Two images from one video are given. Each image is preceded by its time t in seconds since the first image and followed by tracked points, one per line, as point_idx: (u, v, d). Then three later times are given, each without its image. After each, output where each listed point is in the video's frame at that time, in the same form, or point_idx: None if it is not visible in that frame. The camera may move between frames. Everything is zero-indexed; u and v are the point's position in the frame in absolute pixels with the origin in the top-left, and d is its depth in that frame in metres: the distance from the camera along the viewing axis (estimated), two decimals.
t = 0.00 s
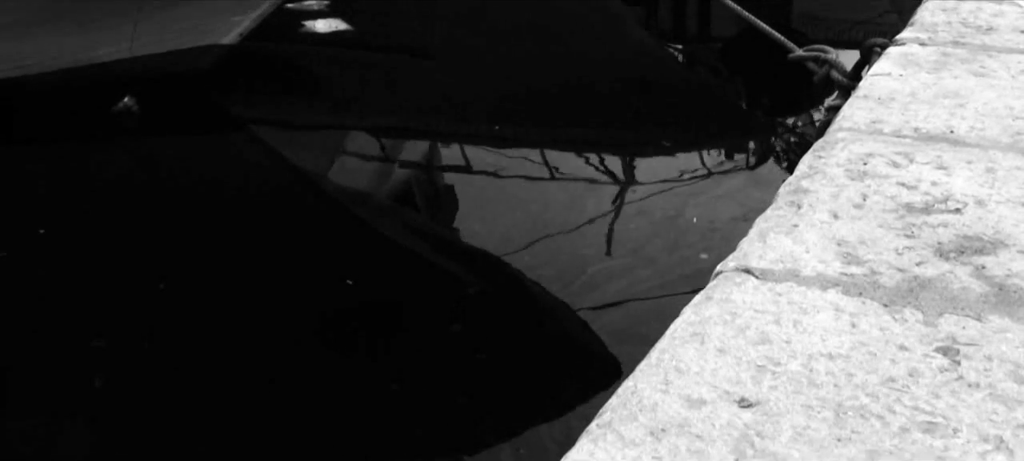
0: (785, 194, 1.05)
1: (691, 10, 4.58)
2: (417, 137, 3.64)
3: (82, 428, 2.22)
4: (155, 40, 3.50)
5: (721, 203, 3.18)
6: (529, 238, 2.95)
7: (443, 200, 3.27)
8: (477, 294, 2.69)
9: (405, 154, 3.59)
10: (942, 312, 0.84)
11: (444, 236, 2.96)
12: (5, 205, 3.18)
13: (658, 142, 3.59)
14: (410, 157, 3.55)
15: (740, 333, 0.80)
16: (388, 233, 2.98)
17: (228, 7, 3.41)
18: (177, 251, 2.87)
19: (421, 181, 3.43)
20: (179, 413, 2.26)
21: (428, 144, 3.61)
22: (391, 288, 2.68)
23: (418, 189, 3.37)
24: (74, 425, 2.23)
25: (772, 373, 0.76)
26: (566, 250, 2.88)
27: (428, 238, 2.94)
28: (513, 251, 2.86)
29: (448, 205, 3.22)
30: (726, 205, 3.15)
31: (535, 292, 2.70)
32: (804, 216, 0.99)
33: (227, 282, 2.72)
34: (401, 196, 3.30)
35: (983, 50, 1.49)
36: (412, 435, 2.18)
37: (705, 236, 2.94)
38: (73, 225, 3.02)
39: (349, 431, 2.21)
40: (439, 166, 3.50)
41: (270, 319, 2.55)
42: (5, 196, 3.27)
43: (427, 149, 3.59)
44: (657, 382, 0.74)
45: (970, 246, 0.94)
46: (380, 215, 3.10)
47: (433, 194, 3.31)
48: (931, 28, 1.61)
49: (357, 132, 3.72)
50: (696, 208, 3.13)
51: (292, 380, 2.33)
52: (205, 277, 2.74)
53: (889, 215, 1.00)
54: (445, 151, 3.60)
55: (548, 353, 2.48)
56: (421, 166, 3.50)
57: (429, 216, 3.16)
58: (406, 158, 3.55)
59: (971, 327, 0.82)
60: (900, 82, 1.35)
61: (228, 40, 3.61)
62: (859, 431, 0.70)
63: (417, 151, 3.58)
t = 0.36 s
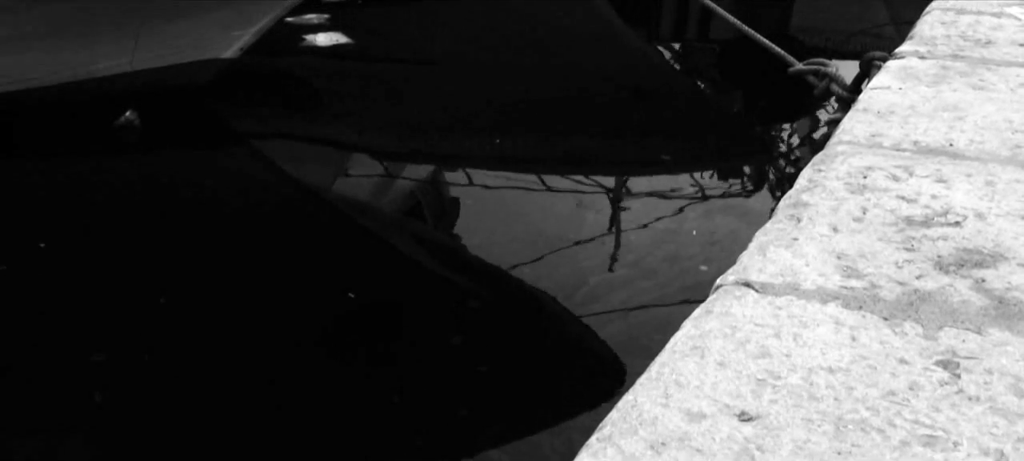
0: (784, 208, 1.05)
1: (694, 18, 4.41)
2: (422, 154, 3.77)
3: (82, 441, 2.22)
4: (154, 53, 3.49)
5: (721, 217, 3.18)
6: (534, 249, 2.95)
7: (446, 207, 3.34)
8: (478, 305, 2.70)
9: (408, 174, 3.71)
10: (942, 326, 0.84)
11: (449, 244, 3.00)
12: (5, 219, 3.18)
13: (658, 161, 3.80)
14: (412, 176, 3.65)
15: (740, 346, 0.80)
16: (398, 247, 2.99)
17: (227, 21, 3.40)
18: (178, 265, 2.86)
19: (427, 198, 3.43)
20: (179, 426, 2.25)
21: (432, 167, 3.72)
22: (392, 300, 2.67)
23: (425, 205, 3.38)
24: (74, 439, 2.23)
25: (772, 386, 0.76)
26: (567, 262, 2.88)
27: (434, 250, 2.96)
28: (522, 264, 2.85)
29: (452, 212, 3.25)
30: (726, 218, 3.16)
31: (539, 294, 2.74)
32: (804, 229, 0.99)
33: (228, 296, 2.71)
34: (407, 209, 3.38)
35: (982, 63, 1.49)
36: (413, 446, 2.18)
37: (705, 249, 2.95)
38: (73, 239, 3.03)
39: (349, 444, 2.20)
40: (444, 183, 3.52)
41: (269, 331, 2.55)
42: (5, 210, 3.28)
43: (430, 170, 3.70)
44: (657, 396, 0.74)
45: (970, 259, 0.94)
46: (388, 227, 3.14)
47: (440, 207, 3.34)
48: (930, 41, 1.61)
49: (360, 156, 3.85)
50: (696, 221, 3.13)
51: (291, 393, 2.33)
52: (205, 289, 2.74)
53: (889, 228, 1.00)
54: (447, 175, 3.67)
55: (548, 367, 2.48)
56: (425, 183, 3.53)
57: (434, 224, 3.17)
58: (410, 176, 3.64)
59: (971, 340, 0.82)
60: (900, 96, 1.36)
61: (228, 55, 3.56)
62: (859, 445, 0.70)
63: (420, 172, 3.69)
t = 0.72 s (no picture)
0: (784, 220, 1.05)
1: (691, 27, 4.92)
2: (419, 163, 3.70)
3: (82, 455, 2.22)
4: (154, 65, 3.52)
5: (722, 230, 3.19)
6: (534, 261, 2.95)
7: (447, 224, 3.29)
8: (479, 318, 2.70)
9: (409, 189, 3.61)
10: (942, 338, 0.84)
11: (450, 256, 2.99)
12: (5, 232, 3.18)
13: (659, 169, 3.71)
14: (413, 192, 3.58)
15: (740, 359, 0.80)
16: (396, 258, 2.97)
17: (229, 34, 3.48)
18: (180, 278, 2.85)
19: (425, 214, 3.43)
20: (179, 441, 2.25)
21: (433, 177, 3.66)
22: (391, 313, 2.67)
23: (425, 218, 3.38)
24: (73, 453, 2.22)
25: (772, 399, 0.76)
26: (567, 275, 2.88)
27: (435, 261, 2.96)
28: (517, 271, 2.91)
29: (451, 227, 3.24)
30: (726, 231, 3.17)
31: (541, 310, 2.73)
32: (804, 241, 0.99)
33: (229, 311, 2.70)
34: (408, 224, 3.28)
35: (981, 75, 1.50)
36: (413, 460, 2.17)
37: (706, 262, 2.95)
38: (74, 251, 3.03)
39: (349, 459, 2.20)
40: (444, 198, 3.53)
41: (269, 345, 2.55)
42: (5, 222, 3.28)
43: (430, 184, 3.62)
44: (657, 408, 0.74)
45: (969, 271, 0.94)
46: (388, 240, 3.11)
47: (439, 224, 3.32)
48: (929, 53, 1.62)
49: (361, 162, 3.76)
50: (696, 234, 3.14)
51: (291, 408, 2.33)
52: (205, 303, 2.74)
53: (888, 241, 1.00)
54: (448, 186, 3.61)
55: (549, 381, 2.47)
56: (426, 199, 3.53)
57: (434, 240, 3.15)
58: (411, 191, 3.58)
59: (971, 353, 0.82)
60: (899, 108, 1.36)
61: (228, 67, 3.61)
62: (860, 458, 0.70)
63: (421, 187, 3.60)
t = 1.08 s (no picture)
0: (783, 232, 1.05)
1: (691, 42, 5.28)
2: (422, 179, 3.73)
3: None
4: (155, 77, 3.62)
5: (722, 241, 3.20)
6: (535, 275, 2.97)
7: (448, 241, 3.28)
8: (479, 331, 2.70)
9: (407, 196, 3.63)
10: (942, 350, 0.84)
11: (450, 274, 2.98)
12: (6, 243, 3.18)
13: (659, 183, 3.77)
14: (411, 200, 3.59)
15: (740, 372, 0.80)
16: (397, 275, 2.95)
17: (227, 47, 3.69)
18: (180, 290, 2.86)
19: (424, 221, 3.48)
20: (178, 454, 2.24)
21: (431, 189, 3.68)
22: (391, 325, 2.67)
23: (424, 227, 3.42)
24: None
25: (772, 412, 0.76)
26: (567, 288, 2.89)
27: (435, 279, 2.94)
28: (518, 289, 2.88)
29: (453, 243, 3.24)
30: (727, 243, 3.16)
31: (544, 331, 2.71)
32: (803, 254, 0.99)
33: (226, 323, 2.70)
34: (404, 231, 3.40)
35: (980, 87, 1.50)
36: None
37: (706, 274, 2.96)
38: (74, 262, 3.03)
39: None
40: (442, 208, 3.55)
41: (269, 356, 2.54)
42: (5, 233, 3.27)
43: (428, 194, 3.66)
44: (657, 421, 0.74)
45: (969, 283, 0.94)
46: (388, 255, 3.10)
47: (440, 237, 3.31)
48: (928, 66, 1.62)
49: (356, 178, 3.73)
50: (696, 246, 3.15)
51: (290, 421, 2.32)
52: (204, 314, 2.74)
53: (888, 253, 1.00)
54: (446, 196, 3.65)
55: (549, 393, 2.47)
56: (425, 208, 3.55)
57: (434, 255, 3.14)
58: (408, 199, 3.58)
59: (971, 365, 0.82)
60: (898, 120, 1.36)
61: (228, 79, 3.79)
62: None
63: (420, 196, 3.62)
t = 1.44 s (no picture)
0: (783, 245, 1.05)
1: (691, 55, 5.36)
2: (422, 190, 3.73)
3: None
4: (155, 92, 3.71)
5: (723, 254, 3.19)
6: (533, 286, 2.95)
7: (439, 247, 3.31)
8: (478, 345, 2.69)
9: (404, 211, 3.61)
10: (942, 363, 0.84)
11: (444, 287, 2.98)
12: (5, 256, 3.18)
13: (661, 196, 3.74)
14: (407, 213, 3.58)
15: (740, 385, 0.80)
16: (393, 284, 3.00)
17: (229, 61, 3.72)
18: (178, 305, 2.85)
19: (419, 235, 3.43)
20: None
21: (428, 200, 3.66)
22: (390, 340, 2.67)
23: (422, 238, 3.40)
24: None
25: (772, 425, 0.76)
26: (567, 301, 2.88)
27: (431, 291, 2.96)
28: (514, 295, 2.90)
29: (445, 250, 3.25)
30: (727, 255, 3.16)
31: (535, 337, 2.72)
32: (803, 267, 1.00)
33: (224, 336, 2.69)
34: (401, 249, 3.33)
35: (979, 100, 1.50)
36: None
37: (707, 287, 2.95)
38: (73, 275, 3.03)
39: None
40: (437, 219, 3.52)
41: (268, 371, 2.54)
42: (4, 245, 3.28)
43: (426, 207, 3.62)
44: (657, 435, 0.74)
45: (969, 297, 0.95)
46: (382, 265, 3.14)
47: (432, 241, 3.37)
48: (927, 79, 1.62)
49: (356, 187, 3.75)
50: (697, 259, 3.14)
51: (288, 434, 2.31)
52: (203, 328, 2.73)
53: (887, 266, 1.00)
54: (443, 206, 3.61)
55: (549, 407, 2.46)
56: (421, 220, 3.53)
57: (426, 266, 3.17)
58: (404, 213, 3.57)
59: (971, 378, 0.82)
60: (897, 134, 1.37)
61: (228, 92, 3.85)
62: None
63: (417, 208, 3.61)
